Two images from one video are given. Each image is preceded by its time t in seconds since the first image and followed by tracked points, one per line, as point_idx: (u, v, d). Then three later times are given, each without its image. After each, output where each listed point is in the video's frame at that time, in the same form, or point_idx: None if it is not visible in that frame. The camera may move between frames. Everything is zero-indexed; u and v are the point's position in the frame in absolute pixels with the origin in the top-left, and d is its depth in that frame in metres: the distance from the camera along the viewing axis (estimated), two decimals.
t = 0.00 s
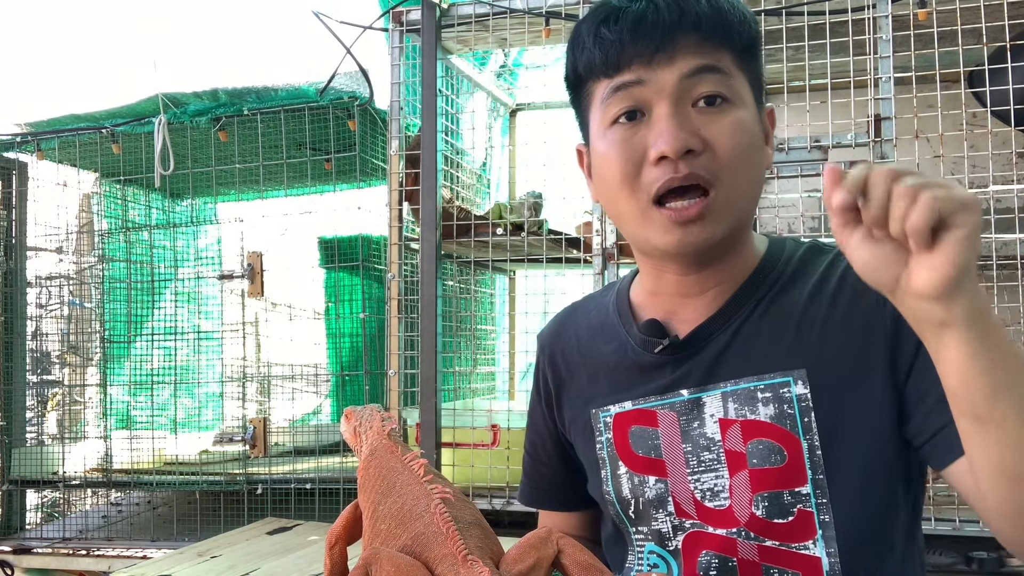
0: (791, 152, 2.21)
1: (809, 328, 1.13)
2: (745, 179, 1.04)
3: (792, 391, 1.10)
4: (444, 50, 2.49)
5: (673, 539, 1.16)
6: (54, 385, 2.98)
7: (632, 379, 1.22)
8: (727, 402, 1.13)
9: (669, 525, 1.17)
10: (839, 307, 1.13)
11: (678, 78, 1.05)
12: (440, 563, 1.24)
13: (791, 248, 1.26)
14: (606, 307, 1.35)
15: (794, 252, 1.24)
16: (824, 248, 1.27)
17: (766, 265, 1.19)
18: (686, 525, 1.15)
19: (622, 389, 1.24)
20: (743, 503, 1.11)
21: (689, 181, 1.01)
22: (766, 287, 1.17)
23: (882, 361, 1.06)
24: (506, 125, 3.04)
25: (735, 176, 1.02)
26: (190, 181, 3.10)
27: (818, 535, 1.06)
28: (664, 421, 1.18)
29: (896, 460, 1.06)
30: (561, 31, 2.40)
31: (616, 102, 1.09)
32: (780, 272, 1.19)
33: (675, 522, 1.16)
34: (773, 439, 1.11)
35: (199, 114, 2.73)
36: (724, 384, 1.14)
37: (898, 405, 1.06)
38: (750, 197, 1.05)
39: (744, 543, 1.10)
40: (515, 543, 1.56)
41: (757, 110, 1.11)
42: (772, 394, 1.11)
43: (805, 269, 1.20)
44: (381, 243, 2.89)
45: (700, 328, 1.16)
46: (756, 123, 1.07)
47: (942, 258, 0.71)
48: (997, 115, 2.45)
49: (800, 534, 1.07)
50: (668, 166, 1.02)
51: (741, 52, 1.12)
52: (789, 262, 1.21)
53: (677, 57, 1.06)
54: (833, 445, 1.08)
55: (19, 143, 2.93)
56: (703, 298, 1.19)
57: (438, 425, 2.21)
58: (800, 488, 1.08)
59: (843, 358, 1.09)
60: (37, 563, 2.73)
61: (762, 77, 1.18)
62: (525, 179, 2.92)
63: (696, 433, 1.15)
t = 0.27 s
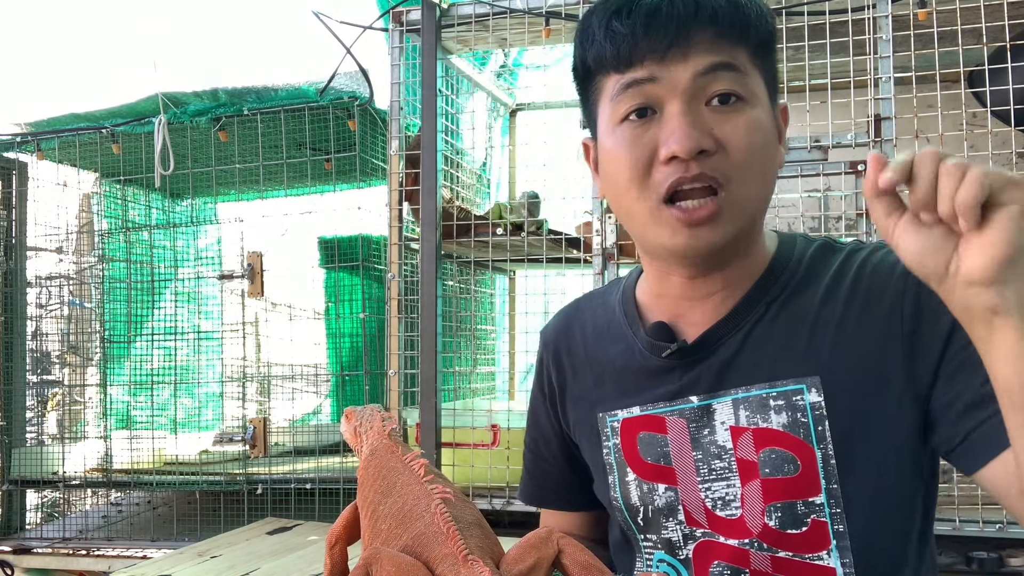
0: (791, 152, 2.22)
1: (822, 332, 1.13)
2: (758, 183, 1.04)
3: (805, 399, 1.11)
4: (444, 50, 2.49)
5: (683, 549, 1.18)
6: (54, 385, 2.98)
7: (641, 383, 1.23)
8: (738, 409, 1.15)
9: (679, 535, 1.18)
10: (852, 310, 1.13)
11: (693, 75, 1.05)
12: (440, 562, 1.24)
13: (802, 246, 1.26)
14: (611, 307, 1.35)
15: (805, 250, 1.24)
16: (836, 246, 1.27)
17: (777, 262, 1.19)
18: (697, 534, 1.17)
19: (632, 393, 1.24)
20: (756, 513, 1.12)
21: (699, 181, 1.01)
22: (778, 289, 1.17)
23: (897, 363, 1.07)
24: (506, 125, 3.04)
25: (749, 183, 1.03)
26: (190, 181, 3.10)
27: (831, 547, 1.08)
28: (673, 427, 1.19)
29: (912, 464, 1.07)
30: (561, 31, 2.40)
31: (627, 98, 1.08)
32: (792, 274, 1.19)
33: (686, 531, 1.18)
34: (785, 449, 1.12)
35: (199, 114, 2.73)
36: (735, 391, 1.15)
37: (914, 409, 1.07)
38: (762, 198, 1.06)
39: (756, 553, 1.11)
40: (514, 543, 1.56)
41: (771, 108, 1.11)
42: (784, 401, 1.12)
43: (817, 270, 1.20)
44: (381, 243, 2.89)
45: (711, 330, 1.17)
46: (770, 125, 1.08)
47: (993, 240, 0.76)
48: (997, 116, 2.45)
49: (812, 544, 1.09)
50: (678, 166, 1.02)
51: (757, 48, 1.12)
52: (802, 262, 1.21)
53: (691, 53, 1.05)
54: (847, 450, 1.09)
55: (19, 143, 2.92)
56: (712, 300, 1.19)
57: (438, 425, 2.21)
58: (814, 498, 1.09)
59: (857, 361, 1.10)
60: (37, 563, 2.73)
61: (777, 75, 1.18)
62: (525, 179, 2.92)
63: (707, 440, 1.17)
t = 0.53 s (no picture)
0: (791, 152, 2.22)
1: (847, 334, 1.13)
2: (781, 190, 1.05)
3: (828, 405, 1.11)
4: (444, 50, 2.49)
5: (703, 556, 1.19)
6: (54, 385, 2.98)
7: (660, 387, 1.23)
8: (759, 415, 1.15)
9: (699, 542, 1.19)
10: (877, 312, 1.13)
11: (714, 86, 1.02)
12: (440, 562, 1.24)
13: (826, 246, 1.25)
14: (630, 309, 1.35)
15: (830, 251, 1.23)
16: (862, 243, 1.27)
17: (799, 266, 1.19)
18: (717, 542, 1.18)
19: (650, 398, 1.24)
20: (778, 521, 1.13)
21: (720, 194, 1.03)
22: (801, 292, 1.17)
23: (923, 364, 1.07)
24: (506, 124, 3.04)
25: (773, 190, 1.04)
26: (190, 181, 3.10)
27: (854, 558, 1.09)
28: (691, 433, 1.19)
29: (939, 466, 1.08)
30: (561, 31, 2.40)
31: (644, 108, 1.07)
32: (814, 278, 1.18)
33: (706, 539, 1.19)
34: (806, 456, 1.12)
35: (199, 114, 2.73)
36: (755, 396, 1.16)
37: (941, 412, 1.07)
38: (784, 205, 1.06)
39: (777, 562, 1.13)
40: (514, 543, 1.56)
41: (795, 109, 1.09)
42: (806, 407, 1.12)
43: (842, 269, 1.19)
44: (381, 243, 2.89)
45: (732, 335, 1.17)
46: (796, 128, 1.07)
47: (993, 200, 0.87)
48: (998, 115, 2.45)
49: (834, 553, 1.10)
50: (699, 180, 1.03)
51: (781, 48, 1.09)
52: (826, 262, 1.21)
53: (713, 62, 1.02)
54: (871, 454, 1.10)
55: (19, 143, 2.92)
56: (731, 304, 1.19)
57: (438, 425, 2.21)
58: (837, 507, 1.10)
59: (882, 364, 1.10)
60: (37, 563, 2.73)
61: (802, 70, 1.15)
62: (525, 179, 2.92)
63: (726, 447, 1.17)
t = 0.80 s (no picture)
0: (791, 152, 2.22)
1: (879, 335, 1.09)
2: (811, 183, 1.01)
3: (851, 408, 1.08)
4: (444, 50, 2.49)
5: (717, 558, 1.17)
6: (54, 386, 2.98)
7: (684, 383, 1.21)
8: (781, 415, 1.12)
9: (714, 543, 1.17)
10: (911, 317, 1.08)
11: (741, 71, 1.01)
12: (439, 562, 1.24)
13: (863, 245, 1.20)
14: (661, 304, 1.33)
15: (867, 250, 1.19)
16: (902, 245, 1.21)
17: (832, 262, 1.15)
18: (731, 544, 1.16)
19: (674, 393, 1.22)
20: (793, 525, 1.11)
21: (744, 185, 1.00)
22: (831, 290, 1.13)
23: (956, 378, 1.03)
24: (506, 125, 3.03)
25: (803, 182, 1.00)
26: (190, 181, 3.10)
27: (869, 566, 1.05)
28: (712, 430, 1.17)
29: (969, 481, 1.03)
30: (561, 31, 2.40)
31: (671, 94, 1.06)
32: (848, 275, 1.14)
33: (721, 540, 1.17)
34: (826, 460, 1.10)
35: (199, 113, 2.73)
36: (777, 396, 1.13)
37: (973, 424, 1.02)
38: (815, 198, 1.03)
39: (789, 567, 1.10)
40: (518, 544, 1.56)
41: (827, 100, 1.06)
42: (829, 409, 1.09)
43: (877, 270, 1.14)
44: (381, 243, 2.89)
45: (758, 331, 1.14)
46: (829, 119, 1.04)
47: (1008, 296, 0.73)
48: (997, 115, 2.46)
49: (849, 560, 1.06)
50: (723, 168, 1.00)
51: (813, 36, 1.06)
52: (861, 261, 1.16)
53: (741, 47, 1.01)
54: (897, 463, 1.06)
55: (19, 143, 2.92)
56: (757, 299, 1.16)
57: (438, 425, 2.21)
58: (854, 514, 1.07)
59: (913, 371, 1.06)
60: (37, 563, 2.73)
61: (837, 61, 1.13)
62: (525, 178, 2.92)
63: (746, 447, 1.15)
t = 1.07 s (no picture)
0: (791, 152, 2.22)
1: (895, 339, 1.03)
2: (822, 176, 0.97)
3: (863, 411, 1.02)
4: (444, 50, 2.49)
5: (725, 555, 1.13)
6: (54, 385, 2.98)
7: (700, 380, 1.18)
8: (793, 415, 1.08)
9: (722, 540, 1.13)
10: (928, 324, 1.01)
11: (753, 62, 1.00)
12: (439, 562, 1.24)
13: (887, 249, 1.13)
14: (684, 300, 1.30)
15: (891, 253, 1.12)
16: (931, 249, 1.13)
17: (855, 261, 1.09)
18: (739, 542, 1.12)
19: (690, 389, 1.19)
20: (799, 526, 1.07)
21: (757, 178, 0.96)
22: (849, 292, 1.07)
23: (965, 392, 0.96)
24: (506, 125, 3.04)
25: (815, 174, 0.96)
26: (190, 181, 3.10)
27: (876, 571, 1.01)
28: (726, 428, 1.14)
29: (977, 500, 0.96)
30: (561, 31, 2.40)
31: (685, 86, 1.05)
32: (869, 277, 1.08)
33: (729, 538, 1.13)
34: (836, 463, 1.05)
35: (199, 114, 2.73)
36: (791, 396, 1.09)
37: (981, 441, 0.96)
38: (830, 192, 0.98)
39: (794, 568, 1.06)
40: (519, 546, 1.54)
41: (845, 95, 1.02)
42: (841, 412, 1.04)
43: (898, 273, 1.08)
44: (381, 243, 2.88)
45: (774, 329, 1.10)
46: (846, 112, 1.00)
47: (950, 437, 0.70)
48: (997, 116, 2.46)
49: (855, 565, 1.02)
50: (736, 160, 0.98)
51: (830, 29, 1.03)
52: (882, 266, 1.10)
53: (753, 38, 1.00)
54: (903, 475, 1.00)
55: (19, 143, 2.93)
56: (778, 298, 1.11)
57: (438, 425, 2.21)
58: (860, 519, 1.02)
59: (925, 381, 0.99)
60: (37, 563, 2.73)
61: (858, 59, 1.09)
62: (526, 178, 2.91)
63: (758, 445, 1.11)
